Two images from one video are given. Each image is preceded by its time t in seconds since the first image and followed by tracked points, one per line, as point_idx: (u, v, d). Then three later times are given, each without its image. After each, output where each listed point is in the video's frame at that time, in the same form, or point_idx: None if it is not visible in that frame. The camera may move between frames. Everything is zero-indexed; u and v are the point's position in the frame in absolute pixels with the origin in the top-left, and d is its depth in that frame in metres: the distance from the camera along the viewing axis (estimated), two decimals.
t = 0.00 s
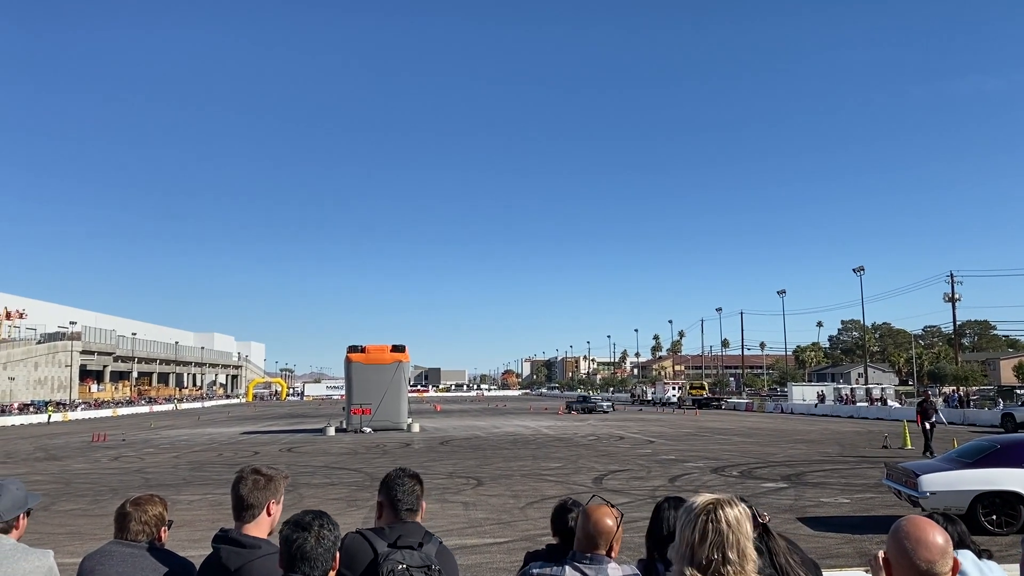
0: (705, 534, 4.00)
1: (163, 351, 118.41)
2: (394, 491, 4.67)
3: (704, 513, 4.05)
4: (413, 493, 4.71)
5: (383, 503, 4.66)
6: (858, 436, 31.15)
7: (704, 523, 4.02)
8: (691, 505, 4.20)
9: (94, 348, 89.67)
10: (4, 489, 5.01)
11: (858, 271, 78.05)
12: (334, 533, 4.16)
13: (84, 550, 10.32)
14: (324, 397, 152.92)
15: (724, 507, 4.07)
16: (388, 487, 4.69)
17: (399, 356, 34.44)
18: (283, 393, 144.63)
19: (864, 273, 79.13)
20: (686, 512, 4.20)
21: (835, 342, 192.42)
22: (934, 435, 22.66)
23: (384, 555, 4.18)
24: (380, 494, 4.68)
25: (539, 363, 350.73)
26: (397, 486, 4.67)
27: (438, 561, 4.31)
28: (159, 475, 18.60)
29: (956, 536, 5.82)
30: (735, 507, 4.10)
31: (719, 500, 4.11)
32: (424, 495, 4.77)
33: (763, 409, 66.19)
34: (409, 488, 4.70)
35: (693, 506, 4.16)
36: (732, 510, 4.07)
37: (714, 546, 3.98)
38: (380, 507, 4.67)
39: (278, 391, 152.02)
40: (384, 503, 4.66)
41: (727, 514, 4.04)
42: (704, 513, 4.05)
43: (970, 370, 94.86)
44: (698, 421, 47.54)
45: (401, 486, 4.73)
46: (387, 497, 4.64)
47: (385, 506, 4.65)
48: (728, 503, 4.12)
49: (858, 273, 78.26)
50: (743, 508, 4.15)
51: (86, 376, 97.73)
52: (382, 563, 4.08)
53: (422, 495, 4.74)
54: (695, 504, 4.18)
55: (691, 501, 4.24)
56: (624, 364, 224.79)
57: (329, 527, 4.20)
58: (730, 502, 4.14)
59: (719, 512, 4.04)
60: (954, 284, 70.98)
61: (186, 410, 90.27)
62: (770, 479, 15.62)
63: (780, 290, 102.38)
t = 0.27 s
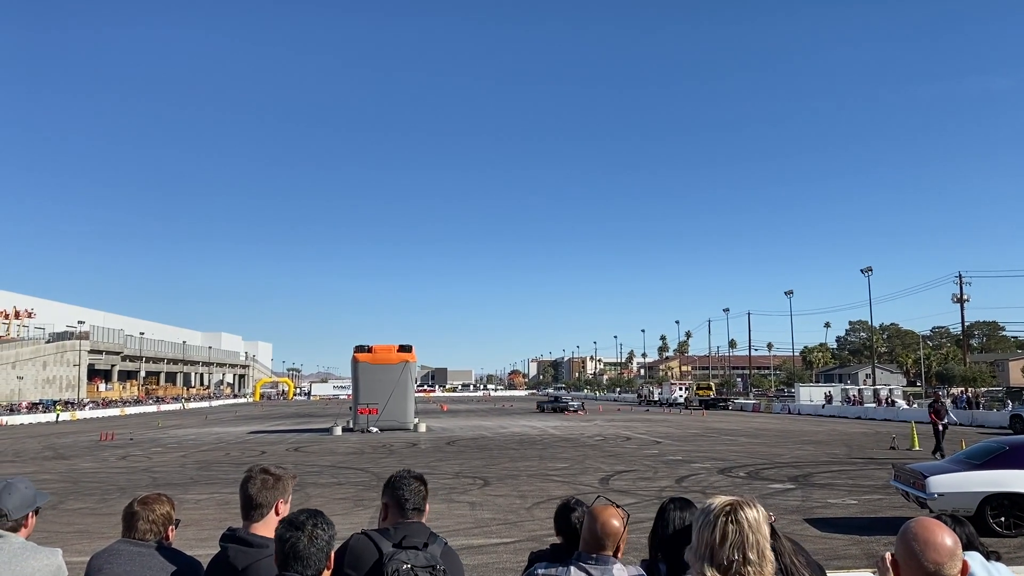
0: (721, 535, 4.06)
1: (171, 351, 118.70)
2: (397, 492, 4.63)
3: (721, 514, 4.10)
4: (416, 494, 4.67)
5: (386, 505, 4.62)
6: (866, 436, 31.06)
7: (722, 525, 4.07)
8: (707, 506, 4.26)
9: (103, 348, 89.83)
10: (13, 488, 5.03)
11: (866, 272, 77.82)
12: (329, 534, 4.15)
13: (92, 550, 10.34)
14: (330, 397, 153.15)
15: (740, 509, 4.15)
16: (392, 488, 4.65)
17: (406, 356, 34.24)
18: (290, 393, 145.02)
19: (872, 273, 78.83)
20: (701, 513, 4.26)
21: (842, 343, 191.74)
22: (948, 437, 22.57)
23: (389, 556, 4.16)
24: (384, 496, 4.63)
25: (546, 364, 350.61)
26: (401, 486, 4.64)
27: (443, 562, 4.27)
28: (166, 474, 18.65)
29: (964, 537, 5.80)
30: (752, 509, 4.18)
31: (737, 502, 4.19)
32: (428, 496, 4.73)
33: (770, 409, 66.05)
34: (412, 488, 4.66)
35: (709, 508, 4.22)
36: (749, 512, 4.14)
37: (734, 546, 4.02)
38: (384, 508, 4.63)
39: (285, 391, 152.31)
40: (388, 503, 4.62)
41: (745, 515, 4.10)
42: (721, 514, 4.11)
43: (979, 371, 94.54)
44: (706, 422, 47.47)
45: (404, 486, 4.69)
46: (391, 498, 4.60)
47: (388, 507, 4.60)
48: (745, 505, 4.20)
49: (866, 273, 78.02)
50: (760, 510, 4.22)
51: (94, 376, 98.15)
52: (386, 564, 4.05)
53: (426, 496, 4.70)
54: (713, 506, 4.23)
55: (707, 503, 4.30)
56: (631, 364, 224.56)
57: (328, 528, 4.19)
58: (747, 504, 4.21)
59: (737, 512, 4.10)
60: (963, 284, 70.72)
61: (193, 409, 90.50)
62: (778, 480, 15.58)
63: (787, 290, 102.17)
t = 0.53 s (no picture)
0: (735, 535, 4.05)
1: (178, 350, 119.08)
2: (405, 492, 4.62)
3: (733, 514, 4.10)
4: (423, 494, 4.67)
5: (394, 504, 4.62)
6: (874, 437, 30.97)
7: (734, 525, 4.07)
8: (719, 506, 4.25)
9: (111, 347, 90.28)
10: (22, 487, 5.05)
11: (874, 272, 77.88)
12: (331, 533, 4.16)
13: (101, 548, 10.38)
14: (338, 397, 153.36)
15: (753, 509, 4.15)
16: (399, 488, 4.64)
17: (413, 356, 34.37)
18: (298, 393, 145.32)
19: (880, 273, 78.58)
20: (712, 513, 4.26)
21: (850, 343, 191.16)
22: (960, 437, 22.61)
23: (397, 555, 4.15)
24: (391, 495, 4.63)
25: (552, 364, 350.43)
26: (408, 484, 4.65)
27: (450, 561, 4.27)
28: (174, 473, 18.70)
29: (974, 538, 5.79)
30: (764, 509, 4.18)
31: (748, 502, 4.19)
32: (435, 495, 4.73)
33: (778, 410, 65.93)
34: (419, 487, 4.66)
35: (720, 507, 4.22)
36: (762, 512, 4.14)
37: (747, 546, 4.02)
38: (390, 508, 4.63)
39: (293, 391, 152.62)
40: (395, 503, 4.62)
41: (757, 515, 4.11)
42: (733, 513, 4.11)
43: (988, 372, 94.20)
44: (714, 422, 47.42)
45: (411, 486, 4.68)
46: (398, 498, 4.60)
47: (395, 506, 4.61)
48: (757, 504, 4.20)
49: (874, 273, 78.15)
50: (771, 509, 4.22)
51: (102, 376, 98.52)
52: (395, 562, 4.06)
53: (434, 495, 4.70)
54: (724, 505, 4.24)
55: (718, 503, 4.30)
56: (638, 364, 224.36)
57: (332, 527, 4.20)
58: (759, 504, 4.21)
59: (749, 513, 4.10)
60: (972, 284, 70.51)
61: (201, 409, 90.65)
62: (786, 481, 15.54)
63: (794, 291, 102.28)
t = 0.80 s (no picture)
0: (744, 534, 4.04)
1: (187, 351, 119.49)
2: (414, 491, 4.63)
3: (740, 514, 4.09)
4: (433, 493, 4.67)
5: (402, 503, 4.62)
6: (883, 437, 30.87)
7: (743, 525, 4.06)
8: (726, 506, 4.24)
9: (120, 347, 90.68)
10: (33, 486, 5.08)
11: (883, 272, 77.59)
12: (340, 531, 4.16)
13: (111, 548, 10.42)
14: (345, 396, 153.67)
15: (761, 508, 4.13)
16: (408, 487, 4.65)
17: (420, 356, 34.43)
18: (306, 393, 145.76)
19: (889, 273, 78.29)
20: (721, 513, 4.24)
21: (859, 344, 190.50)
22: (974, 438, 22.61)
23: (409, 556, 4.16)
24: (401, 494, 4.64)
25: (559, 364, 350.37)
26: (418, 483, 4.66)
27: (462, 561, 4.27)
28: (183, 473, 18.77)
29: (985, 539, 5.76)
30: (772, 508, 4.16)
31: (757, 502, 4.17)
32: (444, 495, 4.72)
33: (786, 410, 65.75)
34: (429, 487, 4.65)
35: (728, 507, 4.21)
36: (770, 511, 4.12)
37: (755, 546, 4.01)
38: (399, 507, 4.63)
39: (301, 390, 152.92)
40: (404, 503, 4.62)
41: (766, 514, 4.09)
42: (741, 513, 4.10)
43: (998, 372, 93.75)
44: (722, 422, 47.32)
45: (421, 485, 4.69)
46: (407, 498, 4.61)
47: (405, 505, 4.61)
48: (765, 503, 4.19)
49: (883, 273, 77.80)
50: (779, 509, 4.20)
51: (111, 376, 98.94)
52: (408, 563, 4.06)
53: (444, 494, 4.70)
54: (731, 505, 4.23)
55: (725, 502, 4.29)
56: (646, 364, 223.92)
57: (340, 525, 4.21)
58: (767, 503, 4.19)
59: (757, 513, 4.08)
60: (982, 285, 70.19)
61: (209, 408, 90.89)
62: (794, 481, 15.49)
63: (802, 291, 102.00)
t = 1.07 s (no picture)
0: (752, 535, 4.03)
1: (194, 351, 119.80)
2: (424, 490, 4.63)
3: (749, 515, 4.08)
4: (443, 493, 4.67)
5: (412, 502, 4.62)
6: (892, 438, 30.77)
7: (751, 526, 4.04)
8: (732, 506, 4.22)
9: (128, 348, 91.03)
10: (45, 484, 5.08)
11: (891, 272, 77.33)
12: (353, 530, 4.16)
13: (120, 548, 10.44)
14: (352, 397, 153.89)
15: (768, 508, 4.13)
16: (419, 484, 4.67)
17: (427, 356, 34.50)
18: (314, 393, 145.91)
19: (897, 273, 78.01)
20: (726, 513, 4.22)
21: (867, 344, 189.81)
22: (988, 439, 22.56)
23: (421, 555, 4.17)
24: (412, 491, 4.65)
25: (566, 364, 350.20)
26: (430, 483, 4.66)
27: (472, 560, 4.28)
28: (191, 473, 18.83)
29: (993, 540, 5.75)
30: (777, 509, 4.16)
31: (762, 502, 4.16)
32: (454, 494, 4.73)
33: (794, 410, 65.57)
34: (438, 487, 4.66)
35: (735, 508, 4.19)
36: (774, 511, 4.13)
37: (764, 546, 4.00)
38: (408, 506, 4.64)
39: (308, 391, 153.17)
40: (414, 501, 4.63)
41: (771, 514, 4.09)
42: (747, 514, 4.09)
43: (1007, 372, 93.30)
44: (730, 423, 47.23)
45: (431, 485, 4.70)
46: (418, 495, 4.62)
47: (415, 502, 4.63)
48: (770, 504, 4.18)
49: (891, 273, 77.50)
50: (783, 509, 4.21)
51: (120, 376, 99.34)
52: (420, 563, 4.06)
53: (456, 493, 4.71)
54: (737, 506, 4.21)
55: (731, 503, 4.27)
56: (653, 364, 223.55)
57: (353, 524, 4.22)
58: (771, 503, 4.20)
59: (762, 513, 4.09)
60: (990, 285, 69.87)
61: (217, 409, 91.11)
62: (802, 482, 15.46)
63: (810, 291, 101.67)
